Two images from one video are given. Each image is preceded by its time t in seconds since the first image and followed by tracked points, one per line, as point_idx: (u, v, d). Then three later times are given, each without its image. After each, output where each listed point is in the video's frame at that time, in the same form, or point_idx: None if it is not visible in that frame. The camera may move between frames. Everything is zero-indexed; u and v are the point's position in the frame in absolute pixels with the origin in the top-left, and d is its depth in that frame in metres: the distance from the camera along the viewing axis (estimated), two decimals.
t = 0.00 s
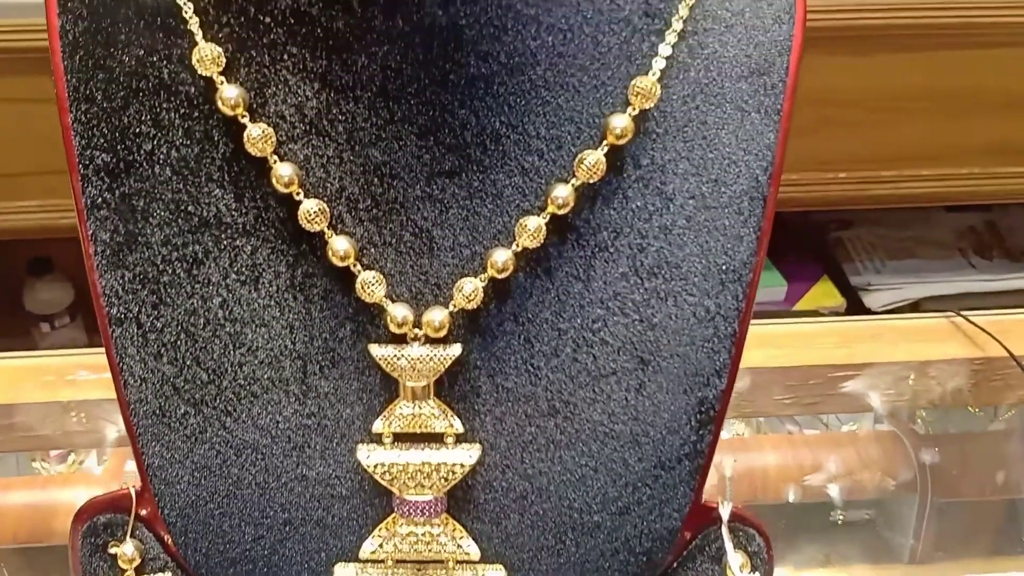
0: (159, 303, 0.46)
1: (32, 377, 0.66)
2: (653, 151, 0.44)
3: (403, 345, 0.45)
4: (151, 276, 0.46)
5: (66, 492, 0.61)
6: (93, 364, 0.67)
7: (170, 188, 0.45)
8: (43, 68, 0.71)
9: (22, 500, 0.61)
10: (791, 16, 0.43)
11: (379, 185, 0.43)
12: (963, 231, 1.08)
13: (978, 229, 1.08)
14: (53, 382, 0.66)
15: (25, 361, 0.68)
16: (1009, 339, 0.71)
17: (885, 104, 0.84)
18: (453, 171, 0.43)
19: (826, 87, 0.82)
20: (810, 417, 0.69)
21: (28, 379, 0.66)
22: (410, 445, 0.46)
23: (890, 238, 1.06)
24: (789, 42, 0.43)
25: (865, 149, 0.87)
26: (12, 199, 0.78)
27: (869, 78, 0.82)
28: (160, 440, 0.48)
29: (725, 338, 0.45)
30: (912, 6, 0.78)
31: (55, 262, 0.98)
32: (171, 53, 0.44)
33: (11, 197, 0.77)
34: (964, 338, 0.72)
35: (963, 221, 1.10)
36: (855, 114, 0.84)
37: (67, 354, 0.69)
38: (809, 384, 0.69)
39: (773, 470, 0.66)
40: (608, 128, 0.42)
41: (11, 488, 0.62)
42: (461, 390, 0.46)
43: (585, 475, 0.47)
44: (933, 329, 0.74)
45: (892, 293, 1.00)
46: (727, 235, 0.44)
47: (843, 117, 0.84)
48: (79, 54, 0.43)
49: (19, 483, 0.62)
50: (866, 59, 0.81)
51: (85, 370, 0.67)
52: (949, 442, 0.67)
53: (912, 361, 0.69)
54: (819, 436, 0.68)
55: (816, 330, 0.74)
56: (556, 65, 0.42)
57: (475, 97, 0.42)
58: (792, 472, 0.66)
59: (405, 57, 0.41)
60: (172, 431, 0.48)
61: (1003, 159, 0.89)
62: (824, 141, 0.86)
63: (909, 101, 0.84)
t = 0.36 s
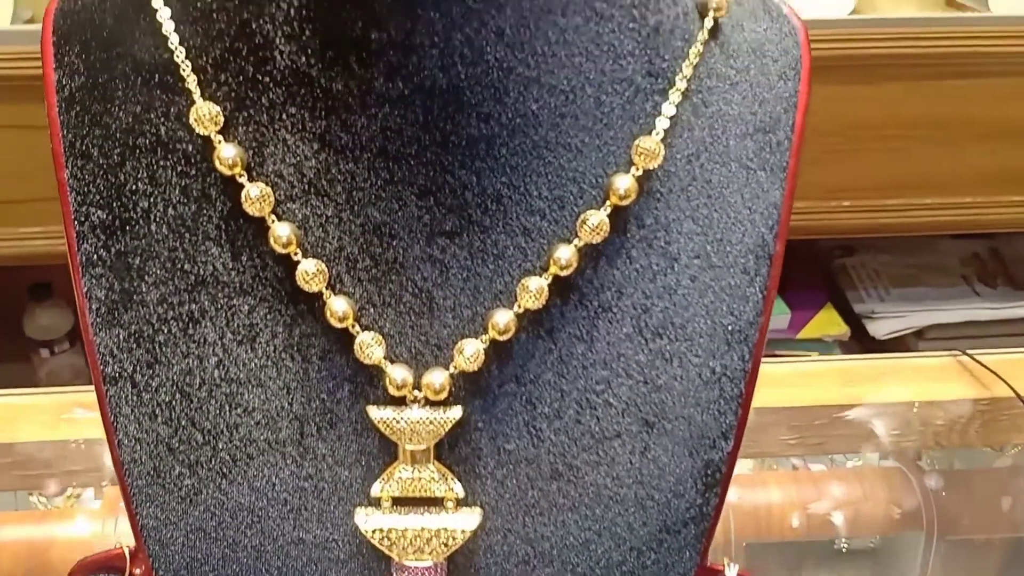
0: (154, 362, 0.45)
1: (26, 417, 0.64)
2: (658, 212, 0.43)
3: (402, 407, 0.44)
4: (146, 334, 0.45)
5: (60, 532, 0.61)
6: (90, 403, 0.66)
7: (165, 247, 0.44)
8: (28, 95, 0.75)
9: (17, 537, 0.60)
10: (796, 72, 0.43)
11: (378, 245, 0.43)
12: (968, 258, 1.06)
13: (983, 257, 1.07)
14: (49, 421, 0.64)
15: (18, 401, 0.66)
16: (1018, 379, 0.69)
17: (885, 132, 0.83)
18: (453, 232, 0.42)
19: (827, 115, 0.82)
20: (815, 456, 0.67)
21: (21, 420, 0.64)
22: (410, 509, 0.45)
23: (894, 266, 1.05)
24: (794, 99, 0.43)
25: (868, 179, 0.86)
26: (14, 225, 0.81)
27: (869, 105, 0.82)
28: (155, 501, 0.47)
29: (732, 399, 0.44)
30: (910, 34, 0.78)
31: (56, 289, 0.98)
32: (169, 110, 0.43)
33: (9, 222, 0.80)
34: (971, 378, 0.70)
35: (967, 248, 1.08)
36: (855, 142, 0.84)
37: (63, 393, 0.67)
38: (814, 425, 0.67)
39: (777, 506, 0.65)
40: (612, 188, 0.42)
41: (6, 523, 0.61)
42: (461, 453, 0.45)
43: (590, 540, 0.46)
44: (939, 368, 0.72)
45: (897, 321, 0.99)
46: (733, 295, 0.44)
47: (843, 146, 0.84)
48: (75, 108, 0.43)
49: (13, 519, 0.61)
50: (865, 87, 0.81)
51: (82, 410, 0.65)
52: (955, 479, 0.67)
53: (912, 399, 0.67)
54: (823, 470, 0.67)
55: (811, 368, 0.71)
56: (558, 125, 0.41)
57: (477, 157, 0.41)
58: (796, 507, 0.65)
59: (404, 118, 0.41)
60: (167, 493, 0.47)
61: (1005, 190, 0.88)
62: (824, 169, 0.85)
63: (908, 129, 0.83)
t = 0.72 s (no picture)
0: (152, 412, 0.45)
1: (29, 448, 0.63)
2: (662, 262, 0.43)
3: (404, 459, 0.43)
4: (145, 383, 0.44)
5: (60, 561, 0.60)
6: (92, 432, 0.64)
7: (166, 295, 0.43)
8: (31, 117, 0.74)
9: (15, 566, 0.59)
10: (802, 119, 0.42)
11: (380, 295, 0.42)
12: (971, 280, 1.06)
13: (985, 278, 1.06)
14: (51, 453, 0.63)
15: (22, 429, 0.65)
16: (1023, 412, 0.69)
17: (889, 156, 0.83)
18: (456, 282, 0.42)
19: (831, 138, 0.81)
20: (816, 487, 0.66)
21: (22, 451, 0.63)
22: (412, 562, 0.45)
23: (895, 288, 1.04)
24: (800, 146, 0.42)
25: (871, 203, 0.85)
26: (13, 247, 0.79)
27: (874, 129, 0.81)
28: (153, 552, 0.46)
29: (738, 450, 0.44)
30: (916, 57, 0.79)
31: (55, 309, 0.97)
32: (171, 158, 0.43)
33: (10, 245, 0.79)
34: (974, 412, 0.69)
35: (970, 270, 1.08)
36: (860, 166, 0.83)
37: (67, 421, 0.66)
38: (820, 457, 0.66)
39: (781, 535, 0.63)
40: (616, 239, 0.42)
41: (5, 551, 0.60)
42: (465, 506, 0.44)
43: None
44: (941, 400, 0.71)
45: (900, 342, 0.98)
46: (739, 344, 0.43)
47: (848, 169, 0.83)
48: (75, 155, 0.43)
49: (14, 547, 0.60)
50: (871, 111, 0.80)
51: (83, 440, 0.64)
52: (959, 508, 0.65)
53: (920, 434, 0.67)
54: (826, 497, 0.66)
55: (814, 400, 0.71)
56: (561, 177, 0.41)
57: (480, 209, 0.41)
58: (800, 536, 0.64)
59: (406, 169, 0.41)
60: (166, 543, 0.46)
61: (1006, 213, 0.87)
62: (829, 193, 0.84)
63: (912, 154, 0.83)
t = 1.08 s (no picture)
0: (152, 463, 0.44)
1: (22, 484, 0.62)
2: (668, 314, 0.42)
3: (407, 515, 0.42)
4: (145, 434, 0.43)
5: None
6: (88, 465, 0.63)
7: (166, 346, 0.43)
8: (32, 143, 0.74)
9: None
10: (808, 169, 0.43)
11: (383, 348, 0.42)
12: (974, 303, 1.05)
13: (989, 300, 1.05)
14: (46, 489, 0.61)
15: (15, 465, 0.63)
16: None
17: (896, 183, 0.83)
18: (459, 335, 0.42)
19: (834, 164, 0.81)
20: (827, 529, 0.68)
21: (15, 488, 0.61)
22: None
23: (899, 310, 1.04)
24: (806, 196, 0.43)
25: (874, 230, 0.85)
26: (13, 270, 0.79)
27: (881, 155, 0.81)
28: None
29: (744, 502, 0.43)
30: (928, 81, 0.78)
31: (61, 332, 0.95)
32: (172, 210, 0.42)
33: (9, 267, 0.79)
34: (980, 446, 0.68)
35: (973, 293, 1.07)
36: (865, 191, 0.83)
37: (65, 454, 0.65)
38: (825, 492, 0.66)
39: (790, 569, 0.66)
40: (621, 292, 0.41)
41: None
42: (468, 562, 0.43)
43: None
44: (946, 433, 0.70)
45: (903, 367, 0.97)
46: (746, 397, 0.43)
47: (853, 195, 0.83)
48: (76, 204, 0.43)
49: None
50: (878, 136, 0.80)
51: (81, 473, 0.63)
52: (961, 544, 0.67)
53: (923, 470, 0.66)
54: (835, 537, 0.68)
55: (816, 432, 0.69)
56: (566, 230, 0.41)
57: (484, 262, 0.41)
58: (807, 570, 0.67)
59: (409, 224, 0.40)
60: None
61: (1009, 239, 0.87)
62: (833, 218, 0.84)
63: (919, 180, 0.83)
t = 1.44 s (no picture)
0: (150, 529, 0.42)
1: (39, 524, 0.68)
2: (669, 382, 0.42)
3: None
4: (144, 499, 0.43)
5: None
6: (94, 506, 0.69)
7: (166, 413, 0.42)
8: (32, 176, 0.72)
9: None
10: (808, 234, 0.45)
11: (382, 416, 0.42)
12: (976, 333, 1.04)
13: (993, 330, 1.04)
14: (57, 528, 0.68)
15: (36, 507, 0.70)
16: None
17: (897, 217, 0.83)
18: (459, 404, 0.42)
19: (836, 198, 0.81)
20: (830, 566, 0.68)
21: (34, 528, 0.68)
22: None
23: (904, 342, 1.02)
24: (807, 261, 0.44)
25: (876, 264, 0.85)
26: (15, 303, 0.76)
27: (882, 190, 0.81)
28: None
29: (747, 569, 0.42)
30: (930, 119, 0.78)
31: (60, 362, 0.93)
32: (172, 277, 0.42)
33: (9, 300, 0.76)
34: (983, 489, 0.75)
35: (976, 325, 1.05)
36: (866, 226, 0.83)
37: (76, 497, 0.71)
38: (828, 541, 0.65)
39: None
40: (622, 361, 0.41)
41: None
42: None
43: None
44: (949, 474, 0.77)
45: (906, 401, 0.96)
46: (747, 463, 0.42)
47: (854, 228, 0.83)
48: (76, 269, 0.43)
49: None
50: (879, 170, 0.80)
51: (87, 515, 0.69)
52: None
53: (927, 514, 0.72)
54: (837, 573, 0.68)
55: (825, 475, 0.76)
56: (566, 299, 0.42)
57: (484, 331, 0.41)
58: None
59: (408, 294, 0.41)
60: None
61: (1012, 272, 0.86)
62: (832, 252, 0.84)
63: (919, 216, 0.83)
